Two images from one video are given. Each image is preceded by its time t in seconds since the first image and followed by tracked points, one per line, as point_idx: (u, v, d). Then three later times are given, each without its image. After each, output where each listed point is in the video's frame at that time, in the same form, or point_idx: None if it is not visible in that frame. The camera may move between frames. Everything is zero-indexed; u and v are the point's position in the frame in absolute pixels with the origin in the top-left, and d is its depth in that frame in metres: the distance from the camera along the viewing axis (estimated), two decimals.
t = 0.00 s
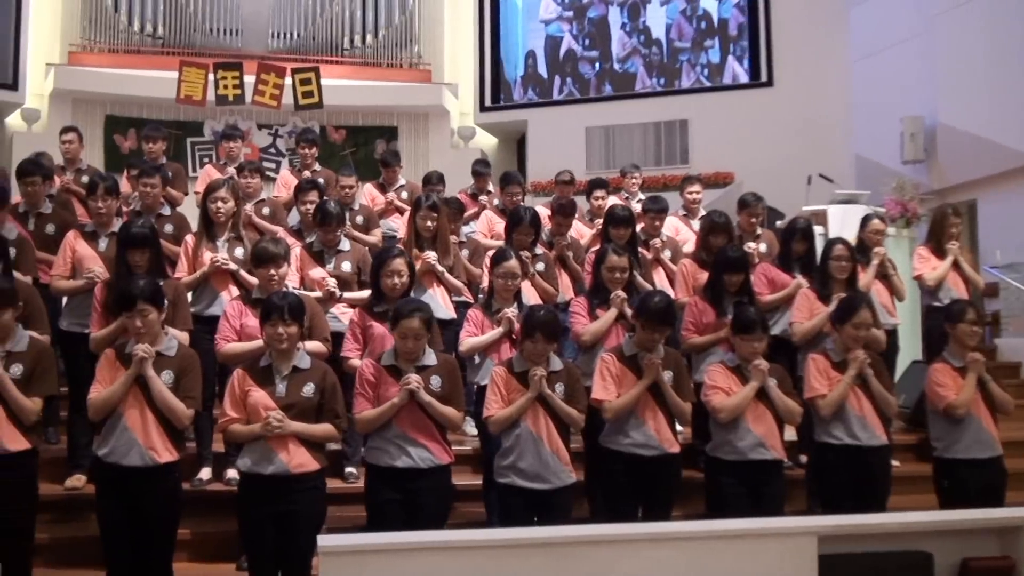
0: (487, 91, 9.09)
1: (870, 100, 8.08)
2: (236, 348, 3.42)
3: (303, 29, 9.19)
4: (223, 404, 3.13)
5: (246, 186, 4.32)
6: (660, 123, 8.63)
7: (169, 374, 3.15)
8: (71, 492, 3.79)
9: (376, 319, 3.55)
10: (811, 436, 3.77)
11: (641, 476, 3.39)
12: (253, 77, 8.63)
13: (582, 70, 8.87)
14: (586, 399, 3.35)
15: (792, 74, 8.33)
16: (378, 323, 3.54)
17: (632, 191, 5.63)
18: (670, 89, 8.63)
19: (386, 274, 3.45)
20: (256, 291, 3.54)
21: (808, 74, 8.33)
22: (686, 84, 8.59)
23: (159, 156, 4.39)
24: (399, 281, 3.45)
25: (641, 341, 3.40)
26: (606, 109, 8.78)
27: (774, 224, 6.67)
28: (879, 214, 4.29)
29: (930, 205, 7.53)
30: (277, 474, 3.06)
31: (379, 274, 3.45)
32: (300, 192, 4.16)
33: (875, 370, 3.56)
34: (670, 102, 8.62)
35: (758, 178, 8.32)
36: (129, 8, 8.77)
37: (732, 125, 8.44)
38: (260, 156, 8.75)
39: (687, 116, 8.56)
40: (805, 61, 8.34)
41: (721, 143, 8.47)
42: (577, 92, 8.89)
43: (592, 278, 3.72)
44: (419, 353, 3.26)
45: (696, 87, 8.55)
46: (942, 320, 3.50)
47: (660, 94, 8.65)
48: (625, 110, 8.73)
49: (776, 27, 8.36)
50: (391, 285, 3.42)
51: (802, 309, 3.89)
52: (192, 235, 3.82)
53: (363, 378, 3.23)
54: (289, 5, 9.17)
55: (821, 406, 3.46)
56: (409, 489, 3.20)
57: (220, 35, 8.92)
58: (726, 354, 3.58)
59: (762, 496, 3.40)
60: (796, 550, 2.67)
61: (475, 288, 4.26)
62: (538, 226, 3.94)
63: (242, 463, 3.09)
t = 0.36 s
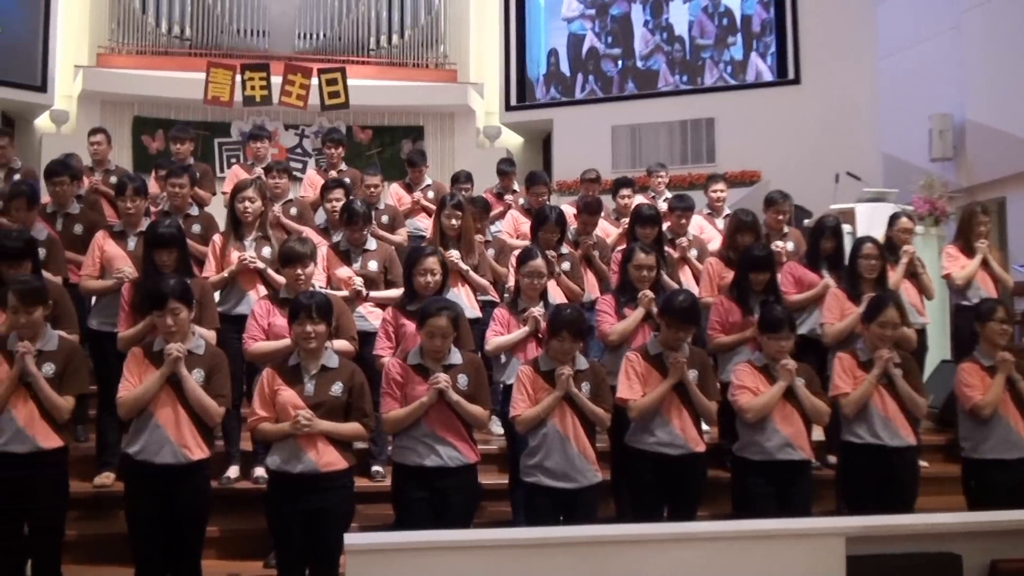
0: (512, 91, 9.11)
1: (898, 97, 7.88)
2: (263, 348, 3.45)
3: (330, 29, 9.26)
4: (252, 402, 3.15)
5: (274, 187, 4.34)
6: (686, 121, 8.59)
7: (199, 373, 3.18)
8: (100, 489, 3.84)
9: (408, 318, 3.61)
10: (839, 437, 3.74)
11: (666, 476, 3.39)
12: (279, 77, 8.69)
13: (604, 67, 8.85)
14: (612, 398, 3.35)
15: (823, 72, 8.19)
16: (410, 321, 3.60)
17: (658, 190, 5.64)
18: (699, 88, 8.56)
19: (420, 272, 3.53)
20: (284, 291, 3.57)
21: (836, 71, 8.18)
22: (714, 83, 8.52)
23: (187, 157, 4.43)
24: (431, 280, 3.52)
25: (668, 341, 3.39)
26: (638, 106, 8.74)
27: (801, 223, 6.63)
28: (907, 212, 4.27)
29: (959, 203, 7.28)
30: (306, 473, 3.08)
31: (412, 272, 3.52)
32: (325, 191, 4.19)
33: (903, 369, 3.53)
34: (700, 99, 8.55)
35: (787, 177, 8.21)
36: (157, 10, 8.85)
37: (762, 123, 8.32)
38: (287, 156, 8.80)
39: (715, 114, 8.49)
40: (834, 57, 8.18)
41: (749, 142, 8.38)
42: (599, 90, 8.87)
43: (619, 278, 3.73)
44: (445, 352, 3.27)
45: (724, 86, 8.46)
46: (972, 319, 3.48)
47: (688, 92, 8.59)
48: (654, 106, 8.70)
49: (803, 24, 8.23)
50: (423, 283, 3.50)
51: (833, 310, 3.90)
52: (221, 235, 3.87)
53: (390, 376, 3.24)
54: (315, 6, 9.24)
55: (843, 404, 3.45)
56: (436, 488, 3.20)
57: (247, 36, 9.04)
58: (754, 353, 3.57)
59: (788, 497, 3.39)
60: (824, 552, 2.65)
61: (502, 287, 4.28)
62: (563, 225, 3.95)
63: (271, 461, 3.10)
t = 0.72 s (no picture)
0: (538, 91, 9.11)
1: (929, 95, 7.72)
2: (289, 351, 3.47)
3: (357, 31, 9.31)
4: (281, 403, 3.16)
5: (302, 187, 4.35)
6: (713, 120, 8.55)
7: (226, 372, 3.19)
8: (129, 488, 3.88)
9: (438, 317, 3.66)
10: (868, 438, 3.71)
11: (694, 477, 3.38)
12: (306, 79, 8.75)
13: (629, 67, 8.84)
14: (638, 399, 3.34)
15: (851, 70, 8.10)
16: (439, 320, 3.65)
17: (686, 189, 5.64)
18: (724, 87, 8.53)
19: (446, 268, 3.60)
20: (311, 291, 3.57)
21: (865, 68, 8.07)
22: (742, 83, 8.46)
23: (215, 158, 4.46)
24: (458, 274, 3.59)
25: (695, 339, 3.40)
26: (662, 105, 8.70)
27: (828, 223, 6.60)
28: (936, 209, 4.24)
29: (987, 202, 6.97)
30: (336, 472, 3.09)
31: (439, 266, 3.59)
32: (351, 192, 4.22)
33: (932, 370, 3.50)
34: (726, 99, 8.50)
35: (815, 176, 8.14)
36: (185, 12, 8.92)
37: (789, 122, 8.27)
38: (314, 157, 8.84)
39: (742, 113, 8.44)
40: (863, 53, 8.07)
41: (777, 142, 8.32)
42: (623, 89, 8.86)
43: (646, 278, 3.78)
44: (472, 352, 3.27)
45: (749, 84, 8.42)
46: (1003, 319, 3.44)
47: (713, 92, 8.55)
48: (680, 106, 8.66)
49: (832, 21, 8.15)
50: (450, 277, 3.57)
51: (860, 310, 3.87)
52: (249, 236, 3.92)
53: (417, 376, 3.25)
54: (342, 8, 9.29)
55: (873, 407, 3.42)
56: (463, 488, 3.20)
57: (274, 39, 9.12)
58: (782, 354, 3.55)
59: (816, 498, 3.37)
60: (857, 554, 2.62)
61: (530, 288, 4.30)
62: (588, 222, 4.08)
63: (301, 460, 3.12)
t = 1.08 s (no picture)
0: (564, 91, 9.11)
1: (959, 93, 7.62)
2: (313, 354, 3.51)
3: (383, 33, 9.34)
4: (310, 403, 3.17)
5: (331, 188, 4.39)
6: (741, 120, 8.52)
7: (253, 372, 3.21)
8: (158, 488, 3.90)
9: (462, 316, 3.68)
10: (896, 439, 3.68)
11: (721, 478, 3.37)
12: (334, 81, 8.80)
13: (653, 67, 8.81)
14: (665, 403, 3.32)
15: (879, 68, 8.02)
16: (464, 319, 3.67)
17: (713, 188, 5.63)
18: (748, 87, 8.49)
19: (469, 267, 3.60)
20: (339, 291, 3.61)
21: (894, 66, 7.98)
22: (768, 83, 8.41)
23: (243, 160, 4.50)
24: (480, 273, 3.59)
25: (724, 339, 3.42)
26: (690, 105, 8.66)
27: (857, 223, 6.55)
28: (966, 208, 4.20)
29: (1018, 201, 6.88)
30: (365, 472, 3.10)
31: (462, 265, 3.60)
32: (377, 193, 4.24)
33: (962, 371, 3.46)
34: (754, 99, 8.46)
35: (843, 175, 8.09)
36: (213, 16, 9.00)
37: (817, 121, 8.23)
38: (341, 159, 8.88)
39: (769, 113, 8.41)
40: (892, 52, 7.99)
41: (806, 141, 8.29)
42: (648, 89, 8.83)
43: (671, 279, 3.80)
44: (499, 353, 3.25)
45: (774, 84, 8.38)
46: None
47: (739, 92, 8.51)
48: (707, 106, 8.61)
49: (859, 19, 8.08)
50: (472, 275, 3.57)
51: (883, 314, 3.86)
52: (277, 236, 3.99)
53: (444, 376, 3.24)
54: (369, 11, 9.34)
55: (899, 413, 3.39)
56: (490, 489, 3.20)
57: (302, 41, 9.21)
58: (809, 356, 3.52)
59: (845, 500, 3.34)
60: (887, 556, 2.60)
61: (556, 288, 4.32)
62: (612, 221, 4.16)
63: (328, 462, 3.13)
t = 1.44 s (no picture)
0: (590, 92, 9.10)
1: (990, 89, 7.54)
2: (342, 353, 3.52)
3: (410, 35, 9.42)
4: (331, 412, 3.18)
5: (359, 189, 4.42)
6: (768, 119, 8.46)
7: (279, 371, 3.23)
8: (187, 487, 3.93)
9: (486, 317, 3.66)
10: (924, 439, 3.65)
11: (749, 479, 3.35)
12: (361, 83, 8.86)
13: (675, 67, 8.78)
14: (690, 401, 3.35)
15: (908, 65, 7.94)
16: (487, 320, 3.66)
17: (740, 188, 5.61)
18: (773, 85, 8.44)
19: (492, 267, 3.60)
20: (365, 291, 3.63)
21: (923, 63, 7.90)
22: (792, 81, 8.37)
23: (272, 161, 4.55)
24: (503, 273, 3.58)
25: (752, 339, 3.40)
26: (716, 103, 8.62)
27: (885, 221, 6.50)
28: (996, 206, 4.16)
29: None
30: (393, 472, 3.11)
31: (485, 265, 3.60)
32: (404, 194, 4.26)
33: (991, 370, 3.43)
34: (783, 96, 8.39)
35: (872, 173, 8.03)
36: (240, 19, 9.08)
37: (846, 118, 8.16)
38: (368, 160, 8.93)
39: (797, 111, 8.34)
40: (922, 48, 7.90)
41: (835, 139, 8.22)
42: (670, 89, 8.81)
43: (700, 279, 3.78)
44: (528, 353, 3.25)
45: (799, 83, 8.33)
46: None
47: (764, 90, 8.47)
48: (734, 104, 8.57)
49: (888, 16, 8.00)
50: (495, 275, 3.57)
51: (908, 313, 3.82)
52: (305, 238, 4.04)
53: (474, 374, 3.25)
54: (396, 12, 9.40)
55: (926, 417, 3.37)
56: (516, 489, 3.19)
57: (329, 43, 9.29)
58: (836, 356, 3.49)
59: (873, 501, 3.31)
60: (916, 559, 2.56)
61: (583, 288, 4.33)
62: (639, 221, 4.15)
63: (356, 461, 3.14)
